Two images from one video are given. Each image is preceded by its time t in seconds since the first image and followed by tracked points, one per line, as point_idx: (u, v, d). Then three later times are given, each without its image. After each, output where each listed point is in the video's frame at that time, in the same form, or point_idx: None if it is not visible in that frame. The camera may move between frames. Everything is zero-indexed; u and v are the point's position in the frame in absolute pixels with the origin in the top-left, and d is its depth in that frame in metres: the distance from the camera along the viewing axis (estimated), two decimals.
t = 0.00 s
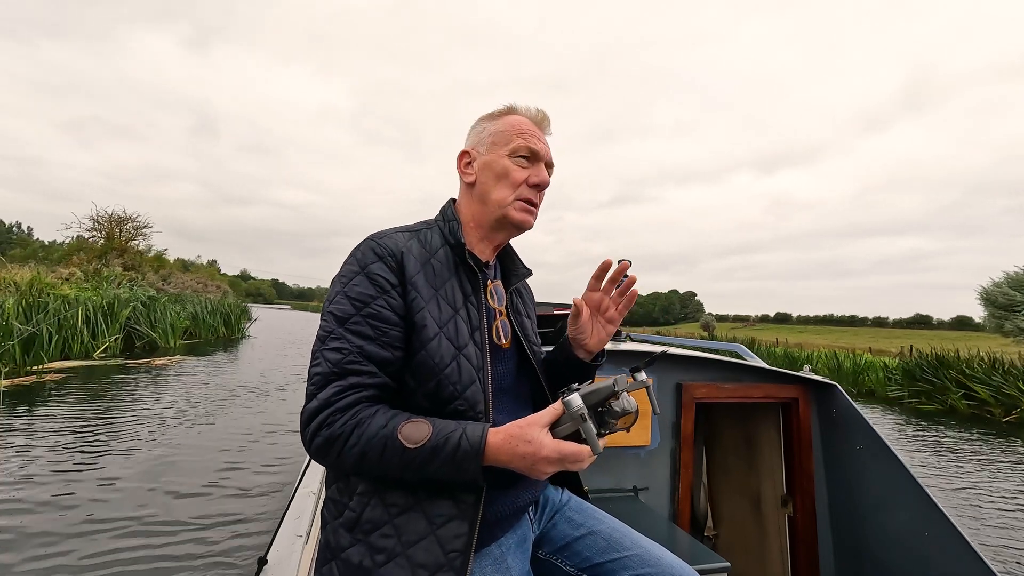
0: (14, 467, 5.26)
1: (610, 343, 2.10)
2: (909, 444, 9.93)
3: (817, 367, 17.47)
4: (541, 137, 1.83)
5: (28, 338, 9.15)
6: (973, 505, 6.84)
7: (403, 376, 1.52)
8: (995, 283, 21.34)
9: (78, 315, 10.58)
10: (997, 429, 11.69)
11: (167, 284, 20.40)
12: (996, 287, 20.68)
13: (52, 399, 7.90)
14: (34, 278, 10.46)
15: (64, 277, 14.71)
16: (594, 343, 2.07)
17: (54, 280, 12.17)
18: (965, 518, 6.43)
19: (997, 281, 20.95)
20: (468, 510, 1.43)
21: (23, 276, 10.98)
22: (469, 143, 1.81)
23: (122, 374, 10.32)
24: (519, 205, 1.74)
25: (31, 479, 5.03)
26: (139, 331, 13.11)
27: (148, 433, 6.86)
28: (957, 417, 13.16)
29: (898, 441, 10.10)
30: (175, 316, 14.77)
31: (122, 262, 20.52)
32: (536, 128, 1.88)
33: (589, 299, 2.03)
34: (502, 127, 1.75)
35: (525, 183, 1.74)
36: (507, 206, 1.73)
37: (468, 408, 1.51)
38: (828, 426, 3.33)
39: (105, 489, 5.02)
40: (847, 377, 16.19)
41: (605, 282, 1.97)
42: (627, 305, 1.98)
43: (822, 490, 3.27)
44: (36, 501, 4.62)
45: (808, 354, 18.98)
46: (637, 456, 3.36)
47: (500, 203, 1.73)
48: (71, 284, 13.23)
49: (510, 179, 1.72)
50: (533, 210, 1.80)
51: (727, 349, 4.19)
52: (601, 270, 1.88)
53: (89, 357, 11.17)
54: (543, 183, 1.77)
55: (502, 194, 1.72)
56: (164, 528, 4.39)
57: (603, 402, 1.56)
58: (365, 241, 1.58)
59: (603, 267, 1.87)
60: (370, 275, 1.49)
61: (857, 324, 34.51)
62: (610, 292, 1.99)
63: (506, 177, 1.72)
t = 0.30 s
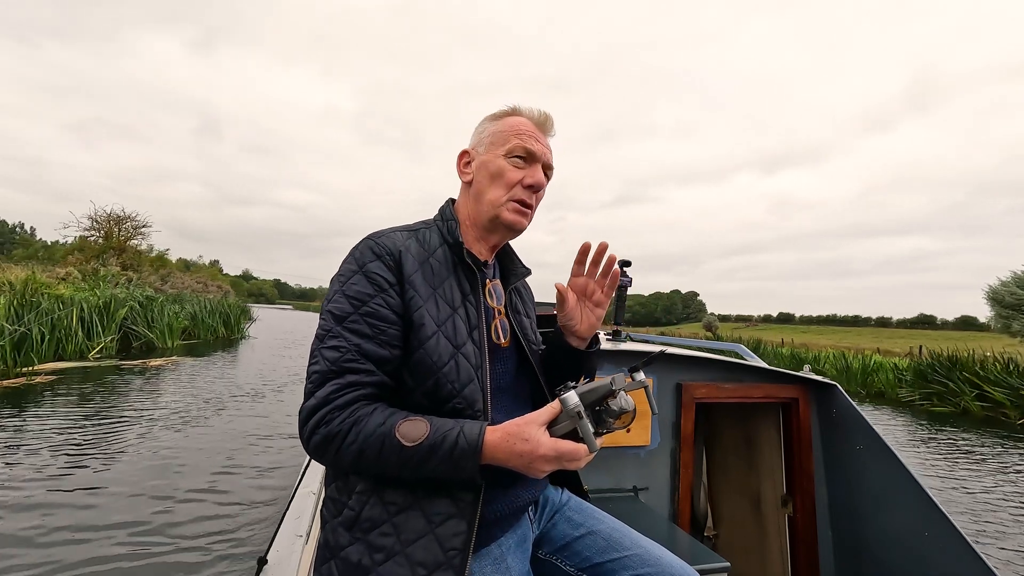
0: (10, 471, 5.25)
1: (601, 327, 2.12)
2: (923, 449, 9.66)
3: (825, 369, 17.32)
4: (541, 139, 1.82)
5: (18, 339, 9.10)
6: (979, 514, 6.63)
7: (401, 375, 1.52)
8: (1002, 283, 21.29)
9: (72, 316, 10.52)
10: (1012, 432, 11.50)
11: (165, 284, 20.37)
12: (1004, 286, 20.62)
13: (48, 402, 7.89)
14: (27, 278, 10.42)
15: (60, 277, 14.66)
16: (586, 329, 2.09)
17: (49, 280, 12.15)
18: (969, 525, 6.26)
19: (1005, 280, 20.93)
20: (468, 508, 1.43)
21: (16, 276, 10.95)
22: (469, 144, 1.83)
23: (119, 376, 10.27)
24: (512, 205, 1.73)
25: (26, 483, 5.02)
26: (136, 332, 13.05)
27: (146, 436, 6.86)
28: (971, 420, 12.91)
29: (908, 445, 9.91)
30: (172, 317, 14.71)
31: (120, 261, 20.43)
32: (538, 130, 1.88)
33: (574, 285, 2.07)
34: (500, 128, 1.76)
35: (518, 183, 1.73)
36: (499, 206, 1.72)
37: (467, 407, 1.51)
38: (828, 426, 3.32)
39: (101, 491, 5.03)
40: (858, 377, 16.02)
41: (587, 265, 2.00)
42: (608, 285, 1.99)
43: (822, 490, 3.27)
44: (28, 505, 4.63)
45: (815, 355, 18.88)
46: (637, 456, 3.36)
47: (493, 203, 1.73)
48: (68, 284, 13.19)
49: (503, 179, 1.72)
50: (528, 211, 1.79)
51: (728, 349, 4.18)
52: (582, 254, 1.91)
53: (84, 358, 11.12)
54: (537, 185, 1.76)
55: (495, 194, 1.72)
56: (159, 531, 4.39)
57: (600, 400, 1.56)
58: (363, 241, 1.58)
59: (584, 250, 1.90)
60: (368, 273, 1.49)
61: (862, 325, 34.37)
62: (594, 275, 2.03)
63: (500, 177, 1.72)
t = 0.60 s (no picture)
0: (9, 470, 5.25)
1: (602, 323, 2.12)
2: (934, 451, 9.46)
3: (835, 370, 17.22)
4: (545, 142, 1.83)
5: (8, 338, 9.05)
6: (983, 517, 6.52)
7: (401, 374, 1.52)
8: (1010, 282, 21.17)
9: (67, 316, 10.48)
10: None
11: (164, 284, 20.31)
12: (1013, 286, 20.49)
13: (46, 401, 7.88)
14: (21, 278, 10.39)
15: (57, 276, 14.64)
16: (587, 325, 2.10)
17: (45, 280, 12.11)
18: (975, 528, 6.18)
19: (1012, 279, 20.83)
20: (468, 508, 1.44)
21: (10, 276, 10.91)
22: (474, 143, 1.83)
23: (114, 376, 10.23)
24: (515, 208, 1.73)
25: (25, 483, 5.02)
26: (132, 333, 13.01)
27: (146, 437, 6.86)
28: (989, 422, 12.55)
29: (918, 446, 9.73)
30: (170, 317, 14.68)
31: (118, 260, 20.39)
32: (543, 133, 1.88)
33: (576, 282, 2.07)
34: (506, 129, 1.77)
35: (522, 186, 1.73)
36: (503, 208, 1.73)
37: (467, 406, 1.52)
38: (829, 426, 3.32)
39: (100, 493, 5.03)
40: (869, 378, 15.94)
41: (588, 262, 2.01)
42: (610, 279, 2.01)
43: (822, 490, 3.27)
44: (27, 505, 4.63)
45: (824, 356, 18.82)
46: (637, 456, 3.36)
47: (497, 205, 1.73)
48: (64, 284, 13.16)
49: (507, 181, 1.72)
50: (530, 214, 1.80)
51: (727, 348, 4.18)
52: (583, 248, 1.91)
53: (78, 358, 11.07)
54: (541, 188, 1.76)
55: (499, 196, 1.73)
56: (157, 535, 4.38)
57: (601, 400, 1.57)
58: (363, 240, 1.59)
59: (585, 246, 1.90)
60: (369, 273, 1.50)
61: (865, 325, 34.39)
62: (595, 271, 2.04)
63: (504, 179, 1.72)
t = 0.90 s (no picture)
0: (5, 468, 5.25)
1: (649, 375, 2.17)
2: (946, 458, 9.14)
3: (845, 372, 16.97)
4: (548, 144, 1.83)
5: None
6: (994, 526, 6.27)
7: (399, 374, 1.52)
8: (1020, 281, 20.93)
9: (60, 315, 10.43)
10: None
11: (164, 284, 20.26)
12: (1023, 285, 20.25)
13: (44, 401, 7.87)
14: (15, 278, 10.37)
15: (54, 275, 14.60)
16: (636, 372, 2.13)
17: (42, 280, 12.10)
18: (984, 533, 6.11)
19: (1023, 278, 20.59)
20: (467, 507, 1.44)
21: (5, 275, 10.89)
22: (477, 143, 1.83)
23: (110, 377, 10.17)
24: (516, 210, 1.74)
25: (22, 481, 5.02)
26: (129, 333, 12.96)
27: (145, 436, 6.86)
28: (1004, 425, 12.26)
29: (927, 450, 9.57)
30: (168, 318, 14.63)
31: (117, 260, 20.33)
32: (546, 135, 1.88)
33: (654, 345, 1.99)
34: (509, 130, 1.76)
35: (524, 189, 1.74)
36: (503, 209, 1.73)
37: (466, 406, 1.52)
38: (828, 426, 3.32)
39: (99, 490, 5.03)
40: (879, 379, 15.73)
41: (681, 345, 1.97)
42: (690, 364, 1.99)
43: (823, 490, 3.26)
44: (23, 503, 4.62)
45: (833, 357, 18.64)
46: (637, 456, 3.36)
47: (498, 206, 1.74)
48: (61, 283, 13.13)
49: (509, 183, 1.72)
50: (531, 217, 1.80)
51: (728, 348, 4.17)
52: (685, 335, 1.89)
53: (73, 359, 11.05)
54: (542, 190, 1.77)
55: (501, 197, 1.73)
56: (155, 531, 4.37)
57: (599, 399, 1.57)
58: (361, 241, 1.59)
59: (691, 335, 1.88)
60: (367, 273, 1.50)
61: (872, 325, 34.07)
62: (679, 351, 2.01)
63: (506, 181, 1.73)
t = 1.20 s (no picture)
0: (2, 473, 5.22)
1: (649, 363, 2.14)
2: (949, 460, 9.08)
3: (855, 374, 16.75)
4: (551, 146, 1.83)
5: None
6: (1002, 531, 6.20)
7: (401, 374, 1.52)
8: None
9: (52, 315, 10.39)
10: None
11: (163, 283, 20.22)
12: None
13: (42, 404, 7.85)
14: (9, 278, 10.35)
15: (50, 275, 14.55)
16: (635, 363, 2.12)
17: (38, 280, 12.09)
18: (992, 537, 6.04)
19: None
20: (468, 508, 1.44)
21: None
22: (480, 144, 1.83)
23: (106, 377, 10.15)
24: (518, 211, 1.74)
25: (17, 486, 4.99)
26: (125, 333, 12.94)
27: (144, 438, 6.85)
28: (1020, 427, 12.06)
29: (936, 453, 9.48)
30: (165, 318, 14.60)
31: (115, 259, 20.28)
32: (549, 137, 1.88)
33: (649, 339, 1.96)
34: (512, 132, 1.76)
35: (526, 190, 1.74)
36: (505, 211, 1.73)
37: (467, 406, 1.52)
38: (829, 426, 3.32)
39: (95, 495, 5.00)
40: (889, 381, 15.51)
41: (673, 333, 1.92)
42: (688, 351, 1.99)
43: (823, 490, 3.26)
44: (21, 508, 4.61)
45: (841, 358, 18.48)
46: (637, 456, 3.36)
47: (499, 207, 1.73)
48: (56, 283, 13.10)
49: (511, 184, 1.73)
50: (533, 218, 1.80)
51: (728, 349, 4.17)
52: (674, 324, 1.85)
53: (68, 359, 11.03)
54: (545, 192, 1.77)
55: (502, 198, 1.73)
56: (150, 537, 4.33)
57: (602, 401, 1.57)
58: (364, 240, 1.59)
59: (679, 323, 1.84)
60: (369, 273, 1.50)
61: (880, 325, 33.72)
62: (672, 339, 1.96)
63: (508, 182, 1.73)
